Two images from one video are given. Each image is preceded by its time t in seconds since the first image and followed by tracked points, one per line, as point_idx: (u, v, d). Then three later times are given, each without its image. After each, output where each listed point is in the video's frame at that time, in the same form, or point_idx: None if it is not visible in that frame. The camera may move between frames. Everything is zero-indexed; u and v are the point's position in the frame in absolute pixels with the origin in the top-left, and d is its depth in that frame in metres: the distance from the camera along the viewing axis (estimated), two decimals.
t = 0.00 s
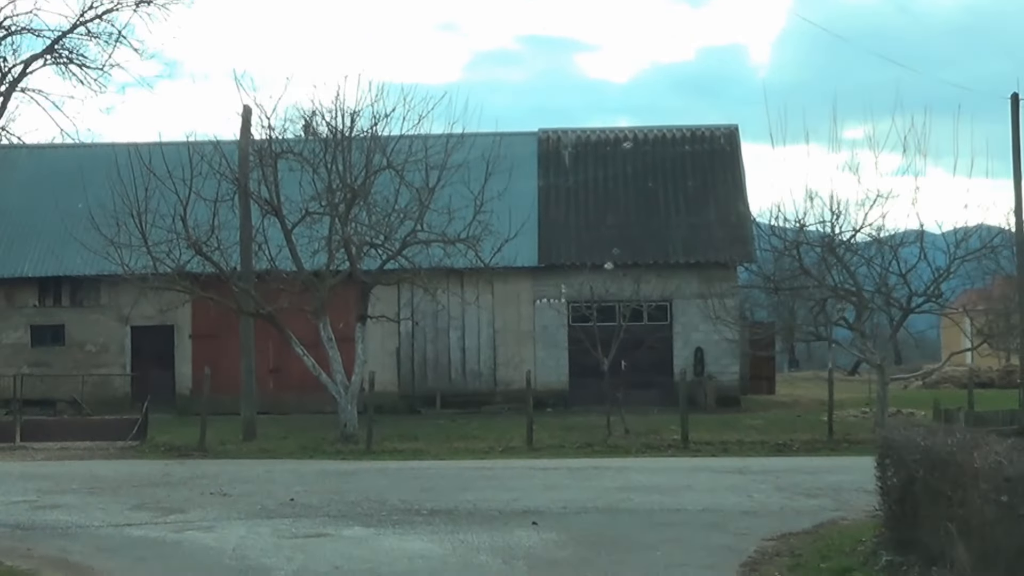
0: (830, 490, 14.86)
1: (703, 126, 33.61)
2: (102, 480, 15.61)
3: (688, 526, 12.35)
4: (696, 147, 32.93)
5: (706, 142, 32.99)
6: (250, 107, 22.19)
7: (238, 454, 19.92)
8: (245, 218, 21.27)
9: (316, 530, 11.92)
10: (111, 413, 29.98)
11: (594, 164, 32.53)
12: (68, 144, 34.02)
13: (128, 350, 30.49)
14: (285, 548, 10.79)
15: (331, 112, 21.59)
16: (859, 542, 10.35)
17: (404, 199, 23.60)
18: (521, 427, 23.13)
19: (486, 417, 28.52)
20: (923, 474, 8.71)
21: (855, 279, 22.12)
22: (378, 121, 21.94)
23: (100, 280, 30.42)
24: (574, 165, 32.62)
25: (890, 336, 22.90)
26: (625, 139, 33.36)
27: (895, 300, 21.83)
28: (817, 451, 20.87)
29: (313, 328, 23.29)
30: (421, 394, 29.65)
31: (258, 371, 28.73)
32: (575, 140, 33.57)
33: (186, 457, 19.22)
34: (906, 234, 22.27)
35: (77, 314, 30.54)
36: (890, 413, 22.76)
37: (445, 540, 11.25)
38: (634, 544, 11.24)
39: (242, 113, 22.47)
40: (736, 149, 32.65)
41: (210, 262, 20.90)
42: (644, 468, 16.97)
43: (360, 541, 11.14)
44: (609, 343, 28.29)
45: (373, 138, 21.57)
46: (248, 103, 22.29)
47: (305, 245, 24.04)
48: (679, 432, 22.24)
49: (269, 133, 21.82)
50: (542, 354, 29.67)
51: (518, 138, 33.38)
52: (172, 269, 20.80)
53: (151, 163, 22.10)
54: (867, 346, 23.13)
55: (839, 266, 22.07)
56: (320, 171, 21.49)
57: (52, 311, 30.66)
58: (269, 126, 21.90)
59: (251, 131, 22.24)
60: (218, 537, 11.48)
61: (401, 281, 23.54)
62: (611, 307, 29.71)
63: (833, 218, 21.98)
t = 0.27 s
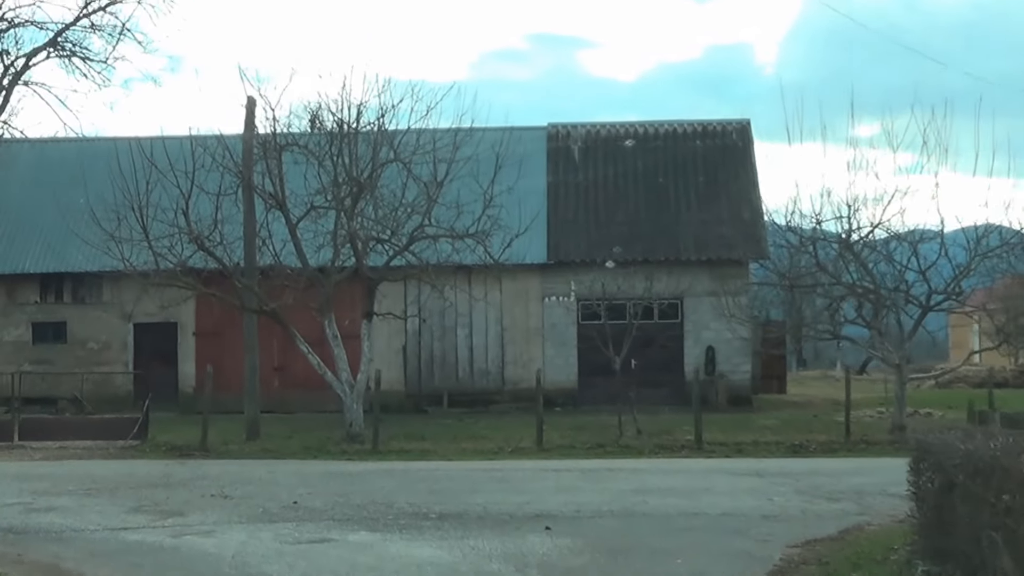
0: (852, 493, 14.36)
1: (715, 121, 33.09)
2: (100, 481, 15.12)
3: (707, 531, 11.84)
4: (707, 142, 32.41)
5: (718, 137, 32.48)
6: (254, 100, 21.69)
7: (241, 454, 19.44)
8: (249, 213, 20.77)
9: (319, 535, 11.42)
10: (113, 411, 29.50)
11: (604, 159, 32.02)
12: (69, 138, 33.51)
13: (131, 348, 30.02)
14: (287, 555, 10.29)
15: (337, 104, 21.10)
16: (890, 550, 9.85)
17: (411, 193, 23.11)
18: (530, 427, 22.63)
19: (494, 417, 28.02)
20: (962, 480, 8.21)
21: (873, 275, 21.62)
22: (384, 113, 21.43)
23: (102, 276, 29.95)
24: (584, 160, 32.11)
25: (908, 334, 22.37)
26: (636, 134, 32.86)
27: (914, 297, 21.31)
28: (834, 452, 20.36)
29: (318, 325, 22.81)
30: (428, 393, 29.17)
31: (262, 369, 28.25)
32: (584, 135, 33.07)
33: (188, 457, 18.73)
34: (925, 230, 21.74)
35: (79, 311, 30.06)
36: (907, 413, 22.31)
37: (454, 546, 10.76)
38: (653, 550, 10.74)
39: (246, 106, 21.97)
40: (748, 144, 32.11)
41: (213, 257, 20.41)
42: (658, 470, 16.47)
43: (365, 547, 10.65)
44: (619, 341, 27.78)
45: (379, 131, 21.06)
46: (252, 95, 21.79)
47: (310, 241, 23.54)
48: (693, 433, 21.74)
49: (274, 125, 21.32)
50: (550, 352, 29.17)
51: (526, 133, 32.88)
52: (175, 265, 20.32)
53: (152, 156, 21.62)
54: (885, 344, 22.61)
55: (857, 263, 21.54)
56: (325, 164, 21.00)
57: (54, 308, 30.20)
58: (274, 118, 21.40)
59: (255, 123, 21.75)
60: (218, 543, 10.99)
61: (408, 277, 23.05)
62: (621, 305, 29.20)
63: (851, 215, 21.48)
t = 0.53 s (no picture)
0: (870, 496, 13.92)
1: (723, 115, 32.61)
2: (96, 484, 14.68)
3: (725, 538, 11.40)
4: (716, 136, 31.93)
5: (726, 130, 32.00)
6: (255, 92, 21.23)
7: (242, 455, 19.02)
8: (250, 207, 20.33)
9: (322, 542, 10.98)
10: (113, 411, 29.08)
11: (611, 153, 31.56)
12: (68, 131, 33.03)
13: (132, 346, 29.58)
14: (287, 564, 9.85)
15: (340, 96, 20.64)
16: (919, 560, 9.41)
17: (416, 186, 22.66)
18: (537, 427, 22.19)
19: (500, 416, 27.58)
20: (1001, 489, 7.77)
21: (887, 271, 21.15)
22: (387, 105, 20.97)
23: (102, 273, 29.51)
24: (591, 155, 31.65)
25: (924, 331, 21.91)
26: (643, 128, 32.38)
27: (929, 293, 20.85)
28: (848, 453, 19.92)
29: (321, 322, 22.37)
30: (432, 392, 28.75)
31: (265, 369, 27.84)
32: (591, 129, 32.60)
33: (188, 460, 18.31)
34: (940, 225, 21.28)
35: (79, 309, 29.62)
36: (922, 411, 21.91)
37: (462, 555, 10.32)
38: (669, 559, 10.30)
39: (247, 98, 21.51)
40: (757, 137, 31.62)
41: (214, 253, 19.97)
42: (669, 472, 16.02)
43: (369, 556, 10.21)
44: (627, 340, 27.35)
45: (383, 124, 20.60)
46: (253, 87, 21.33)
47: (312, 236, 23.09)
48: (703, 433, 21.31)
49: (275, 118, 20.86)
50: (557, 350, 28.73)
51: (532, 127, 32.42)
52: (174, 261, 19.88)
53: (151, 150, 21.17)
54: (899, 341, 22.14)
55: (871, 258, 21.07)
56: (328, 158, 20.55)
57: (54, 306, 29.78)
58: (275, 111, 20.94)
59: (256, 116, 21.30)
60: (215, 551, 10.55)
61: (413, 273, 22.61)
62: (628, 303, 28.75)
63: (864, 210, 21.01)
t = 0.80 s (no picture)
0: (890, 499, 13.41)
1: (730, 111, 32.11)
2: (87, 487, 14.17)
3: (743, 543, 10.90)
4: (722, 132, 31.44)
5: (733, 126, 31.50)
6: (254, 85, 20.73)
7: (239, 456, 18.49)
8: (249, 203, 19.83)
9: (321, 548, 10.47)
10: (110, 410, 28.57)
11: (615, 149, 31.08)
12: (65, 128, 32.53)
13: (129, 345, 29.08)
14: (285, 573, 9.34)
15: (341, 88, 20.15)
16: (952, 568, 8.90)
17: (418, 182, 22.18)
18: (543, 428, 21.68)
19: (502, 415, 27.09)
20: None
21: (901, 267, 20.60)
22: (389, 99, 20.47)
23: (100, 271, 29.01)
24: (595, 151, 31.15)
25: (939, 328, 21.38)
26: (649, 124, 31.89)
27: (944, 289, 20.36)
28: (862, 453, 19.41)
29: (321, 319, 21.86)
30: (435, 390, 28.24)
31: (264, 368, 27.35)
32: (596, 126, 32.10)
33: (183, 460, 17.79)
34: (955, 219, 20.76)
35: (76, 307, 29.13)
36: (936, 410, 21.39)
37: (471, 563, 9.80)
38: (687, 567, 9.79)
39: (246, 92, 21.01)
40: (765, 135, 31.13)
41: (211, 249, 19.47)
42: (681, 474, 15.52)
43: (371, 563, 9.70)
44: (633, 337, 26.82)
45: (384, 118, 20.10)
46: (252, 80, 20.84)
47: (312, 233, 22.57)
48: (713, 432, 20.79)
49: (274, 112, 20.36)
50: (561, 348, 28.22)
51: (536, 123, 31.92)
52: (170, 258, 19.37)
53: (147, 144, 20.68)
54: (912, 339, 21.62)
55: (885, 254, 20.58)
56: (328, 152, 20.05)
57: (50, 303, 29.28)
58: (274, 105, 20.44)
59: (255, 110, 20.80)
60: (209, 558, 10.04)
61: (415, 270, 22.10)
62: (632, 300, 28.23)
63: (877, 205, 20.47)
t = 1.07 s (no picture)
0: (909, 504, 12.92)
1: (736, 106, 31.60)
2: (76, 490, 13.67)
3: (760, 551, 10.41)
4: (727, 127, 30.93)
5: (739, 122, 30.99)
6: (250, 78, 20.21)
7: (234, 457, 18.00)
8: (246, 197, 19.34)
9: (317, 556, 9.97)
10: (105, 409, 28.08)
11: (619, 145, 30.57)
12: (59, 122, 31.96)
13: (125, 343, 28.57)
14: None
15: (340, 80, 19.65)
16: None
17: (418, 176, 21.68)
18: (547, 429, 21.18)
19: (504, 415, 26.60)
20: None
21: (914, 265, 20.09)
22: (389, 91, 19.97)
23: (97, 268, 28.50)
24: (599, 146, 30.65)
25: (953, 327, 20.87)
26: (653, 119, 31.38)
27: (959, 287, 19.85)
28: (874, 454, 18.92)
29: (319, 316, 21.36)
30: (435, 390, 27.76)
31: (263, 366, 26.87)
32: (599, 121, 31.59)
33: (177, 461, 17.30)
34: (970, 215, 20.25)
35: (71, 304, 28.63)
36: (949, 410, 20.90)
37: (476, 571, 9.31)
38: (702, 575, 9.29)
39: (241, 84, 20.49)
40: (771, 131, 30.63)
41: (207, 244, 18.97)
42: (692, 477, 15.02)
43: (370, 572, 9.20)
44: (638, 336, 26.33)
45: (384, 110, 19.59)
46: (248, 72, 20.32)
47: (310, 229, 22.06)
48: (721, 433, 20.29)
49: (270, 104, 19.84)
50: (564, 347, 27.72)
51: (539, 118, 31.41)
52: (165, 253, 18.88)
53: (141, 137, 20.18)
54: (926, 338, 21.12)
55: (898, 251, 20.07)
56: (327, 145, 19.54)
57: (45, 300, 28.77)
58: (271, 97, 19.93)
59: (252, 102, 20.30)
60: (200, 566, 9.54)
61: (416, 266, 21.60)
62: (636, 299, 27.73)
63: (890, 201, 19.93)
